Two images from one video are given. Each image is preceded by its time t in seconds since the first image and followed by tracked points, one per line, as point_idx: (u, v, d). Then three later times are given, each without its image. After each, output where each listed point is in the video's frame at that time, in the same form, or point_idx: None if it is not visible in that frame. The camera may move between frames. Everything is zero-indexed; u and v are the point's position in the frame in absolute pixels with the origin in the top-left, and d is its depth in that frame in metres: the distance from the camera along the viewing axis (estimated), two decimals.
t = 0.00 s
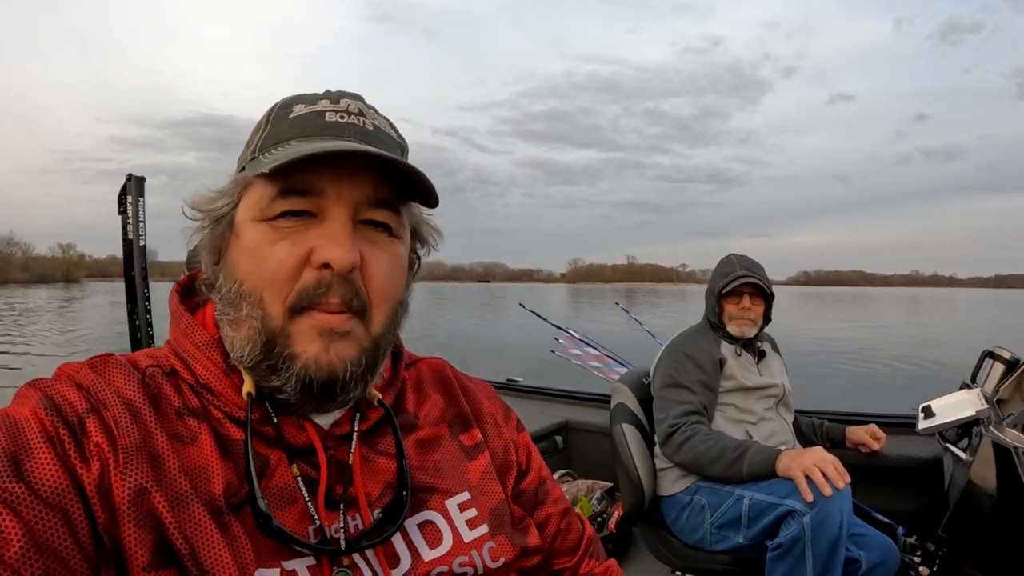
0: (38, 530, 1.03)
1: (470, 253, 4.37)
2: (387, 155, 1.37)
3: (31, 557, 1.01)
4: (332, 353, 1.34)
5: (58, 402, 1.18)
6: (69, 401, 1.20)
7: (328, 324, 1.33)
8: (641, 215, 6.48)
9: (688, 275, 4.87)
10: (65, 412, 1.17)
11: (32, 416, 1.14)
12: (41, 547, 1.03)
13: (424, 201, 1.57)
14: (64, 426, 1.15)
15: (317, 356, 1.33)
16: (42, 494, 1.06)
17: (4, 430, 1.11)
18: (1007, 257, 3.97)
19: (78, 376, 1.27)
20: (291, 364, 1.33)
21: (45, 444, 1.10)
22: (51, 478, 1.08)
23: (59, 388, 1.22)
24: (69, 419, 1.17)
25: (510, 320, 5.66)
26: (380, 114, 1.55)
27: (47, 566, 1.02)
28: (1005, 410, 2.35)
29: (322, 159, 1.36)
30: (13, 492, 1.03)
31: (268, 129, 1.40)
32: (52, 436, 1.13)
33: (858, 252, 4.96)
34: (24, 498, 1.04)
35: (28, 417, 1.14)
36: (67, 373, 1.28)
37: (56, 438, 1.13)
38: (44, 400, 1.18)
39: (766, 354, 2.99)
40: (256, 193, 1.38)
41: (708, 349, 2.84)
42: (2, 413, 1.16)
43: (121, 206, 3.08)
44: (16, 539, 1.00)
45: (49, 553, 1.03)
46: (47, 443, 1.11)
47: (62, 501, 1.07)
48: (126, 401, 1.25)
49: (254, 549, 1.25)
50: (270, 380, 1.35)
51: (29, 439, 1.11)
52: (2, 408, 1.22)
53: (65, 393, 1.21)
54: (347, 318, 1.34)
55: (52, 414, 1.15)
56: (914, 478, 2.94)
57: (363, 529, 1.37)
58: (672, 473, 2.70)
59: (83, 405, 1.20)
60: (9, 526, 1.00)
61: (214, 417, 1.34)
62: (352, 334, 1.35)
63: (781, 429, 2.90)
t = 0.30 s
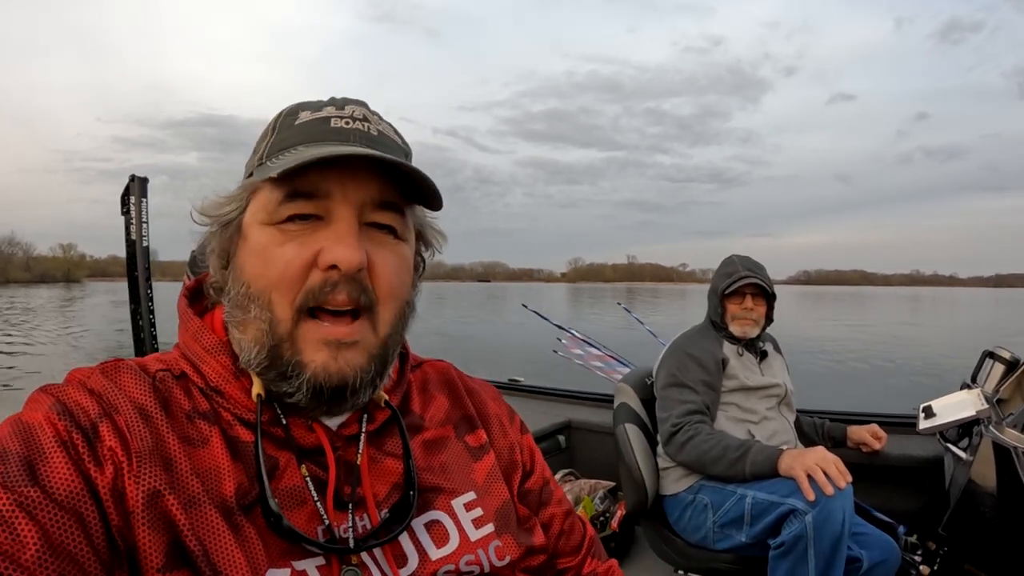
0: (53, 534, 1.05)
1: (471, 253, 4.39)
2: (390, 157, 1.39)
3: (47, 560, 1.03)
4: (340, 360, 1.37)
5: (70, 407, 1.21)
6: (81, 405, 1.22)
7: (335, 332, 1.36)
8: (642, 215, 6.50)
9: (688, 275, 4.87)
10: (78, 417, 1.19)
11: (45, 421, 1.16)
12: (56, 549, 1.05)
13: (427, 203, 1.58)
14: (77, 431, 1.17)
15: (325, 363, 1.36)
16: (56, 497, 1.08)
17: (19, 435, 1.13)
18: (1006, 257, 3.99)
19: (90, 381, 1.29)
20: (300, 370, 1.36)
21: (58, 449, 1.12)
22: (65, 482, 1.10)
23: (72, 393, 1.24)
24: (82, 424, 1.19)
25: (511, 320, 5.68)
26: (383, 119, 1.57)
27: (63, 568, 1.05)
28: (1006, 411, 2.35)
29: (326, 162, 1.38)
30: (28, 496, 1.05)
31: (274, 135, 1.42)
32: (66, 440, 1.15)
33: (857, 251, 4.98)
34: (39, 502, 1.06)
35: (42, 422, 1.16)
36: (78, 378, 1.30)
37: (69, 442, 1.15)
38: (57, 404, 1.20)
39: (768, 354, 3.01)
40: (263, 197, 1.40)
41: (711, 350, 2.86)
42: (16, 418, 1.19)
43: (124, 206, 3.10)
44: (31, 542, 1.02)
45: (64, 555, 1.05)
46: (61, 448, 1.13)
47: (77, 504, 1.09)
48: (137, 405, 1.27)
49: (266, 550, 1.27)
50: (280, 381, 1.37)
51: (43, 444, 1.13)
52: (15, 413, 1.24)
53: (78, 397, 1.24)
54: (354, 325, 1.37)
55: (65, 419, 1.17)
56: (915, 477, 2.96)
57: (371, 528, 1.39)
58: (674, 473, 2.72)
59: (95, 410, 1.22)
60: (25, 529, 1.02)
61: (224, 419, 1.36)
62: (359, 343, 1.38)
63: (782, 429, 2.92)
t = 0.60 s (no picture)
0: (57, 530, 1.06)
1: (471, 253, 4.39)
2: (388, 156, 1.40)
3: (51, 556, 1.04)
4: (340, 345, 1.37)
5: (72, 406, 1.21)
6: (82, 404, 1.22)
7: (336, 319, 1.35)
8: (642, 215, 6.49)
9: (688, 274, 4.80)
10: (79, 415, 1.20)
11: (47, 419, 1.17)
12: (60, 545, 1.05)
13: (425, 201, 1.59)
14: (79, 428, 1.17)
15: (326, 347, 1.36)
16: (60, 494, 1.08)
17: (21, 433, 1.14)
18: (1007, 256, 3.98)
19: (91, 380, 1.29)
20: (301, 359, 1.36)
21: (61, 446, 1.13)
22: (68, 479, 1.10)
23: (73, 392, 1.24)
24: (83, 421, 1.19)
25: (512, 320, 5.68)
26: (380, 119, 1.57)
27: (67, 564, 1.05)
28: (1006, 409, 2.35)
29: (325, 161, 1.38)
30: (31, 493, 1.06)
31: (272, 134, 1.42)
32: (68, 438, 1.15)
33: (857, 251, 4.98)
34: (42, 498, 1.06)
35: (43, 420, 1.16)
36: (79, 377, 1.30)
37: (71, 439, 1.15)
38: (58, 403, 1.20)
39: (769, 354, 3.01)
40: (263, 196, 1.41)
41: (712, 349, 2.87)
42: (17, 417, 1.19)
43: (125, 206, 3.11)
44: (35, 538, 1.03)
45: (68, 551, 1.06)
46: (63, 445, 1.13)
47: (79, 501, 1.10)
48: (138, 403, 1.28)
49: (267, 546, 1.27)
50: (281, 376, 1.38)
51: (45, 441, 1.13)
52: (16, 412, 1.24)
53: (79, 396, 1.24)
54: (354, 311, 1.37)
55: (66, 417, 1.18)
56: (916, 476, 2.96)
57: (371, 524, 1.40)
58: (676, 471, 2.73)
59: (97, 408, 1.22)
60: (29, 526, 1.03)
61: (224, 417, 1.36)
62: (361, 328, 1.38)
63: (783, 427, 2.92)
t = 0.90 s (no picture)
0: (56, 530, 1.06)
1: (471, 253, 4.38)
2: (392, 158, 1.40)
3: (50, 556, 1.03)
4: (345, 346, 1.37)
5: (72, 405, 1.21)
6: (81, 403, 1.22)
7: (340, 320, 1.35)
8: (642, 215, 6.49)
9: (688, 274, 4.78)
10: (79, 415, 1.19)
11: (46, 419, 1.16)
12: (59, 545, 1.05)
13: (428, 202, 1.59)
14: (78, 428, 1.17)
15: (331, 348, 1.36)
16: (59, 494, 1.08)
17: (20, 433, 1.13)
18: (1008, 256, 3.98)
19: (90, 380, 1.29)
20: (305, 359, 1.36)
21: (60, 446, 1.12)
22: (68, 478, 1.10)
23: (72, 392, 1.24)
24: (83, 421, 1.19)
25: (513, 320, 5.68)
26: (383, 120, 1.57)
27: (66, 564, 1.05)
28: (1009, 408, 2.30)
29: (329, 163, 1.38)
30: (30, 492, 1.06)
31: (275, 135, 1.42)
32: (67, 438, 1.15)
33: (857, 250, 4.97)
34: (41, 498, 1.06)
35: (42, 420, 1.16)
36: (79, 377, 1.30)
37: (70, 439, 1.15)
38: (57, 403, 1.20)
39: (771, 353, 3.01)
40: (267, 197, 1.40)
41: (714, 349, 2.87)
42: (17, 417, 1.19)
43: (125, 206, 3.10)
44: (34, 538, 1.02)
45: (68, 551, 1.06)
46: (63, 445, 1.13)
47: (79, 501, 1.10)
48: (138, 403, 1.28)
49: (267, 546, 1.27)
50: (285, 376, 1.38)
51: (45, 441, 1.13)
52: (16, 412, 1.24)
53: (79, 396, 1.24)
54: (359, 310, 1.36)
55: (66, 417, 1.17)
56: (918, 476, 2.96)
57: (371, 525, 1.40)
58: (678, 471, 2.72)
59: (97, 408, 1.22)
60: (28, 526, 1.03)
61: (224, 417, 1.36)
62: (365, 328, 1.38)
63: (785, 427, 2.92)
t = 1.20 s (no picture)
0: (62, 531, 1.06)
1: (471, 252, 4.38)
2: (393, 155, 1.40)
3: (57, 556, 1.04)
4: (348, 347, 1.38)
5: (77, 407, 1.21)
6: (86, 405, 1.23)
7: (344, 320, 1.36)
8: (643, 214, 6.49)
9: (688, 274, 4.63)
10: (84, 416, 1.20)
11: (52, 421, 1.17)
12: (65, 545, 1.06)
13: (430, 200, 1.59)
14: (84, 429, 1.18)
15: (335, 350, 1.37)
16: (65, 495, 1.09)
17: (26, 435, 1.14)
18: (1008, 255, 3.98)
19: (96, 381, 1.30)
20: (309, 360, 1.36)
21: (66, 448, 1.13)
22: (73, 479, 1.11)
23: (77, 394, 1.25)
24: (88, 423, 1.20)
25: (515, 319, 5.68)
26: (383, 119, 1.58)
27: (72, 564, 1.05)
28: (1011, 407, 2.29)
29: (331, 161, 1.39)
30: (36, 493, 1.06)
31: (276, 135, 1.43)
32: (73, 439, 1.16)
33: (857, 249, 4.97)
34: (47, 499, 1.07)
35: (48, 422, 1.17)
36: (84, 379, 1.31)
37: (76, 441, 1.16)
38: (63, 404, 1.21)
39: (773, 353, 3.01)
40: (269, 197, 1.41)
41: (716, 348, 2.87)
42: (22, 418, 1.19)
43: (128, 207, 3.11)
44: (40, 538, 1.03)
45: (74, 552, 1.06)
46: (68, 447, 1.14)
47: (85, 501, 1.10)
48: (143, 404, 1.28)
49: (273, 545, 1.28)
50: (289, 376, 1.38)
51: (51, 443, 1.14)
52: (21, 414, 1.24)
53: (84, 397, 1.25)
54: (363, 310, 1.37)
55: (72, 418, 1.18)
56: (919, 475, 2.97)
57: (377, 524, 1.40)
58: (680, 471, 2.73)
59: (102, 409, 1.23)
60: (34, 527, 1.03)
61: (228, 418, 1.37)
62: (369, 328, 1.39)
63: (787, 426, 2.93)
